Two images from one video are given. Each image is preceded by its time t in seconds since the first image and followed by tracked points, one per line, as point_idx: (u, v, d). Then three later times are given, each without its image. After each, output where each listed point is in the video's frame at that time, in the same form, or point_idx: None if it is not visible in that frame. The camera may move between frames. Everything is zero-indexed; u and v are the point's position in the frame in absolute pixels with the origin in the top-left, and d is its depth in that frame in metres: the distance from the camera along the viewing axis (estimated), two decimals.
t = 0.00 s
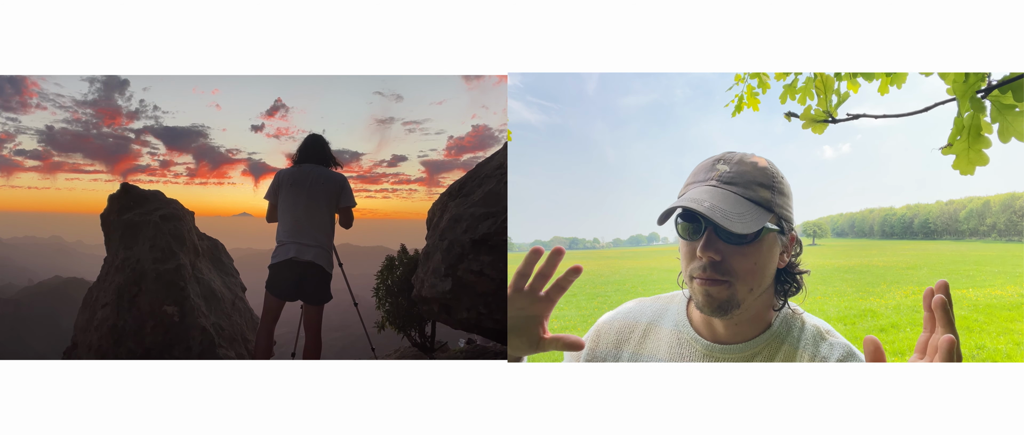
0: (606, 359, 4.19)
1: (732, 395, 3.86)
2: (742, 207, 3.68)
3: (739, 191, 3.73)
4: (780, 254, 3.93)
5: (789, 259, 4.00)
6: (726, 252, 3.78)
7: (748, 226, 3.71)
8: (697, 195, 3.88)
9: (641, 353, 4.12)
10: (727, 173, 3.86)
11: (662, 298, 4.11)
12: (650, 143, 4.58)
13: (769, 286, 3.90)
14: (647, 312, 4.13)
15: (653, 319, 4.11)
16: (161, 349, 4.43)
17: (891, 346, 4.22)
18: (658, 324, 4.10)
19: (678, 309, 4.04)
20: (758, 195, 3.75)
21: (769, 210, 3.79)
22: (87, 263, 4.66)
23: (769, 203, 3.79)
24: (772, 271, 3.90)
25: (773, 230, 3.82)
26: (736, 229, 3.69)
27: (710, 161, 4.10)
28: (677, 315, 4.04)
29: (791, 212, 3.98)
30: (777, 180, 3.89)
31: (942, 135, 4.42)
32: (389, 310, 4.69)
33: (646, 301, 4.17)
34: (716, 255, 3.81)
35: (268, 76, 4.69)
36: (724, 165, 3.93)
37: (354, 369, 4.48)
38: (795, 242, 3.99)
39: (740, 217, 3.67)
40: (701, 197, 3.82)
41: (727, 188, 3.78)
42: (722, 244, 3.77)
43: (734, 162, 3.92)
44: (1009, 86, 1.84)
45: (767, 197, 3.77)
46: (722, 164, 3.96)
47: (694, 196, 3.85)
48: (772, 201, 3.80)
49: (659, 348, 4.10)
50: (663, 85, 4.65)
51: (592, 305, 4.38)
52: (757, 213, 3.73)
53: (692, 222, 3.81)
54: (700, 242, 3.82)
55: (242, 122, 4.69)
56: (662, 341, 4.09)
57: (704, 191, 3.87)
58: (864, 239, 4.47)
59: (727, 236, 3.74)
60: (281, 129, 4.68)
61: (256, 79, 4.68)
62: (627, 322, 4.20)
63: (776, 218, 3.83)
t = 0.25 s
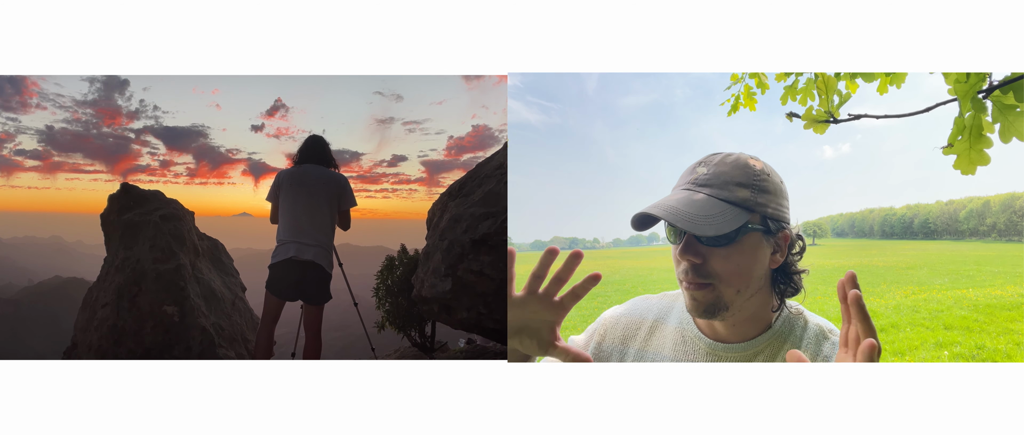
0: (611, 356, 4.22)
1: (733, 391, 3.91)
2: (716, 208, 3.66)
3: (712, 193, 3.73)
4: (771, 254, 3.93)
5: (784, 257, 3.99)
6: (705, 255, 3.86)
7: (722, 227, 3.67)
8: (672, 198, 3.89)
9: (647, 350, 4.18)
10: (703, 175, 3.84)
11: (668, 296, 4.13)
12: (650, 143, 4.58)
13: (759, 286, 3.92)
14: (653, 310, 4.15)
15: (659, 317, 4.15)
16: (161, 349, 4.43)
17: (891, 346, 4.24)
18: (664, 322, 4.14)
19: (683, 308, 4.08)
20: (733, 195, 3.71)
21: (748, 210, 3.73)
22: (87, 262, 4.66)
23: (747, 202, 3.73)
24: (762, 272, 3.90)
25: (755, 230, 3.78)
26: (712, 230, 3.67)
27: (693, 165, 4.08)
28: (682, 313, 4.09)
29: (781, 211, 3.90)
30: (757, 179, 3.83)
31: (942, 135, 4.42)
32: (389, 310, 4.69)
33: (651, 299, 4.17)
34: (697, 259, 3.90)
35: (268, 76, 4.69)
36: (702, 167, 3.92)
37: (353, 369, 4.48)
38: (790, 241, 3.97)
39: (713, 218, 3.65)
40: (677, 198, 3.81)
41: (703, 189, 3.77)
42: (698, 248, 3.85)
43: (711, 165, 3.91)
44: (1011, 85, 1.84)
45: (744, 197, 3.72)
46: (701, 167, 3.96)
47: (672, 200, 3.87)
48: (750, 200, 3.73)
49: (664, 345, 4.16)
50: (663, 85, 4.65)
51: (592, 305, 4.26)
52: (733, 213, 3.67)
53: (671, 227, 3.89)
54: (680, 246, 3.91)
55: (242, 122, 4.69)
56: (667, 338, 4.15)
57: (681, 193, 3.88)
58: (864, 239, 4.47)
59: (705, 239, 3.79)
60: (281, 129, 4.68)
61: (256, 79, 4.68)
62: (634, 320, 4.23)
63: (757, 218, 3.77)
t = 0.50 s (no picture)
0: (608, 357, 4.06)
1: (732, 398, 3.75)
2: (759, 211, 3.51)
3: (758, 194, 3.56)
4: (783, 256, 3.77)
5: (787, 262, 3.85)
6: (740, 256, 3.57)
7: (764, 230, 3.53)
8: (711, 194, 3.60)
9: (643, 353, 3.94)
10: (741, 173, 3.62)
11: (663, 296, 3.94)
12: (650, 143, 4.58)
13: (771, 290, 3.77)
14: (648, 311, 3.96)
15: (654, 318, 3.95)
16: (161, 349, 4.43)
17: (891, 346, 4.21)
18: (658, 323, 3.94)
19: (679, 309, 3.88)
20: (772, 198, 3.60)
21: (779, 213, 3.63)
22: (87, 262, 4.66)
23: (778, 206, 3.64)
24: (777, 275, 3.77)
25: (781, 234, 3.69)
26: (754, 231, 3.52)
27: (717, 161, 3.89)
28: (678, 315, 3.88)
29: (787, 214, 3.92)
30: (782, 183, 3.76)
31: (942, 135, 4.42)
32: (389, 310, 4.69)
33: (647, 300, 4.01)
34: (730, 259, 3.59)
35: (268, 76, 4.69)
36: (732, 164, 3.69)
37: (354, 369, 4.49)
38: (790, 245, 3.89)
39: (761, 220, 3.51)
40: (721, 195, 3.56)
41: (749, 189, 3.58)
42: (737, 249, 3.54)
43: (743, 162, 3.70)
44: (1012, 87, 1.83)
45: (779, 200, 3.63)
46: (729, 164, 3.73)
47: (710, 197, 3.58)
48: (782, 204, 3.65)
49: (659, 349, 3.92)
50: (663, 85, 4.66)
51: (592, 305, 4.51)
52: (772, 217, 3.56)
53: (705, 225, 3.55)
54: (713, 245, 3.57)
55: (242, 122, 4.69)
56: (662, 341, 3.92)
57: (716, 191, 3.61)
58: (864, 239, 4.48)
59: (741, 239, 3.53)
60: (281, 129, 4.68)
61: (256, 79, 4.68)
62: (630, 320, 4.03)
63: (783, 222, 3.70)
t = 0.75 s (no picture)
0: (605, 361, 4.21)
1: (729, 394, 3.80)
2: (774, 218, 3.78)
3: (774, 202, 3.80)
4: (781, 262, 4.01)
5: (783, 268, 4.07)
6: (750, 260, 3.79)
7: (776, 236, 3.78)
8: (733, 200, 3.76)
9: (633, 360, 4.13)
10: (758, 180, 3.83)
11: (649, 304, 4.12)
12: (650, 143, 4.59)
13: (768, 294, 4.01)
14: (634, 320, 4.15)
15: (641, 326, 4.12)
16: (161, 349, 4.43)
17: (891, 346, 4.20)
18: (646, 330, 4.10)
19: (666, 315, 4.04)
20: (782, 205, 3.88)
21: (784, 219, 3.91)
22: (87, 262, 4.66)
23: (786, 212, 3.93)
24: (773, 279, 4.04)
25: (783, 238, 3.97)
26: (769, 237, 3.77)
27: (729, 160, 4.01)
28: (665, 320, 4.04)
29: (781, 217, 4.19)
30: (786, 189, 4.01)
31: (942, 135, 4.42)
32: (389, 310, 4.69)
33: (633, 309, 4.19)
34: (742, 263, 3.80)
35: (267, 76, 4.69)
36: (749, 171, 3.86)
37: (354, 369, 4.49)
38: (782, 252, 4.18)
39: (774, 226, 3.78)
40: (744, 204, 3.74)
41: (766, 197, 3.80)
42: (749, 253, 3.76)
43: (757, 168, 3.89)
44: (1012, 87, 1.82)
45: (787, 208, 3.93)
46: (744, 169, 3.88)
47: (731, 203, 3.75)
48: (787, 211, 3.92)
49: (648, 354, 4.08)
50: (663, 85, 4.66)
51: (592, 304, 4.49)
52: (782, 223, 3.85)
53: (723, 230, 3.74)
54: (729, 249, 3.76)
55: (242, 122, 4.69)
56: (651, 347, 4.08)
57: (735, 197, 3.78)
58: (864, 240, 4.49)
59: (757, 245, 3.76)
60: (281, 129, 4.68)
61: (256, 79, 4.68)
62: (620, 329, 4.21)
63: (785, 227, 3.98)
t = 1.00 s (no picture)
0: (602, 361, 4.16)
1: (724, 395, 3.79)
2: (748, 215, 3.50)
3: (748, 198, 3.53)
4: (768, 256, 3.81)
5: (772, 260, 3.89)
6: (729, 257, 3.60)
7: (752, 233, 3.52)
8: (701, 199, 3.57)
9: (628, 360, 4.01)
10: (732, 177, 3.58)
11: (642, 304, 3.99)
12: (650, 143, 4.57)
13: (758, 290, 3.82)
14: (627, 321, 4.00)
15: (633, 326, 3.98)
16: (161, 349, 4.43)
17: (891, 346, 4.21)
18: (638, 331, 3.96)
19: (659, 315, 3.92)
20: (761, 201, 3.58)
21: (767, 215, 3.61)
22: (87, 262, 4.66)
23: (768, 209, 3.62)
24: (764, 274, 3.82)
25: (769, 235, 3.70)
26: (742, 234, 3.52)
27: (707, 160, 3.78)
28: (658, 321, 3.92)
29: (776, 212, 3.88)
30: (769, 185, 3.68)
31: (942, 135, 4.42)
32: (389, 310, 4.69)
33: (626, 311, 4.04)
34: (721, 260, 3.61)
35: (267, 76, 4.69)
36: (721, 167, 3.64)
37: (353, 369, 4.49)
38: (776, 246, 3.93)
39: (749, 224, 3.50)
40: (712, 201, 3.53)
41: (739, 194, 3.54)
42: (726, 250, 3.57)
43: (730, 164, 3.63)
44: (1010, 84, 1.78)
45: (770, 203, 3.61)
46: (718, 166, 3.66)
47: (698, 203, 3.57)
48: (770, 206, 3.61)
49: (641, 356, 3.94)
50: (663, 85, 4.67)
51: (592, 304, 4.55)
52: (761, 221, 3.55)
53: (695, 227, 3.58)
54: (704, 247, 3.59)
55: (243, 122, 4.69)
56: (643, 348, 3.93)
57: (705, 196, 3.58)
58: (864, 240, 4.51)
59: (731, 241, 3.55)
60: (281, 128, 4.68)
61: (256, 79, 4.68)
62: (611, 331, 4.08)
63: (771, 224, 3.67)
